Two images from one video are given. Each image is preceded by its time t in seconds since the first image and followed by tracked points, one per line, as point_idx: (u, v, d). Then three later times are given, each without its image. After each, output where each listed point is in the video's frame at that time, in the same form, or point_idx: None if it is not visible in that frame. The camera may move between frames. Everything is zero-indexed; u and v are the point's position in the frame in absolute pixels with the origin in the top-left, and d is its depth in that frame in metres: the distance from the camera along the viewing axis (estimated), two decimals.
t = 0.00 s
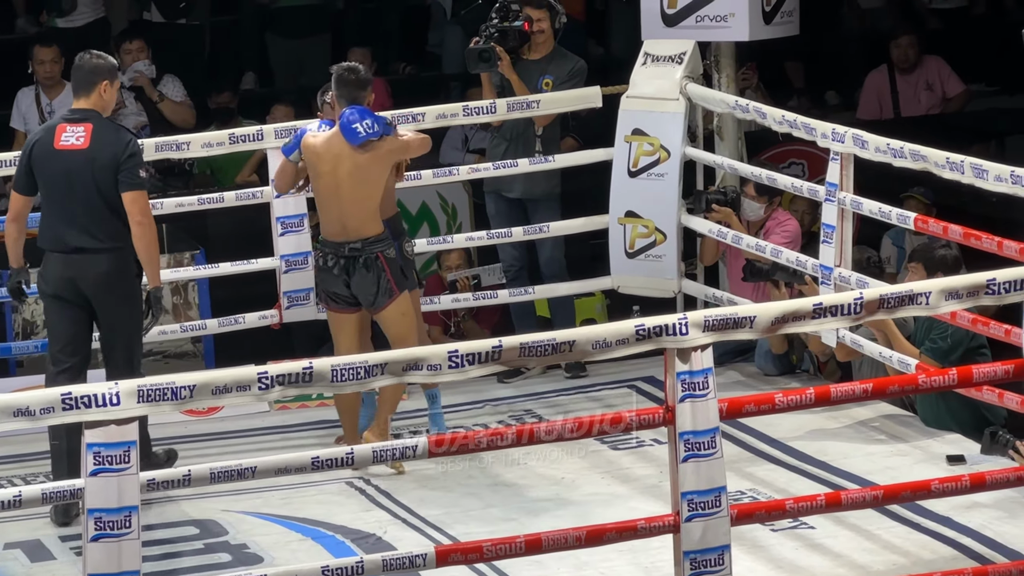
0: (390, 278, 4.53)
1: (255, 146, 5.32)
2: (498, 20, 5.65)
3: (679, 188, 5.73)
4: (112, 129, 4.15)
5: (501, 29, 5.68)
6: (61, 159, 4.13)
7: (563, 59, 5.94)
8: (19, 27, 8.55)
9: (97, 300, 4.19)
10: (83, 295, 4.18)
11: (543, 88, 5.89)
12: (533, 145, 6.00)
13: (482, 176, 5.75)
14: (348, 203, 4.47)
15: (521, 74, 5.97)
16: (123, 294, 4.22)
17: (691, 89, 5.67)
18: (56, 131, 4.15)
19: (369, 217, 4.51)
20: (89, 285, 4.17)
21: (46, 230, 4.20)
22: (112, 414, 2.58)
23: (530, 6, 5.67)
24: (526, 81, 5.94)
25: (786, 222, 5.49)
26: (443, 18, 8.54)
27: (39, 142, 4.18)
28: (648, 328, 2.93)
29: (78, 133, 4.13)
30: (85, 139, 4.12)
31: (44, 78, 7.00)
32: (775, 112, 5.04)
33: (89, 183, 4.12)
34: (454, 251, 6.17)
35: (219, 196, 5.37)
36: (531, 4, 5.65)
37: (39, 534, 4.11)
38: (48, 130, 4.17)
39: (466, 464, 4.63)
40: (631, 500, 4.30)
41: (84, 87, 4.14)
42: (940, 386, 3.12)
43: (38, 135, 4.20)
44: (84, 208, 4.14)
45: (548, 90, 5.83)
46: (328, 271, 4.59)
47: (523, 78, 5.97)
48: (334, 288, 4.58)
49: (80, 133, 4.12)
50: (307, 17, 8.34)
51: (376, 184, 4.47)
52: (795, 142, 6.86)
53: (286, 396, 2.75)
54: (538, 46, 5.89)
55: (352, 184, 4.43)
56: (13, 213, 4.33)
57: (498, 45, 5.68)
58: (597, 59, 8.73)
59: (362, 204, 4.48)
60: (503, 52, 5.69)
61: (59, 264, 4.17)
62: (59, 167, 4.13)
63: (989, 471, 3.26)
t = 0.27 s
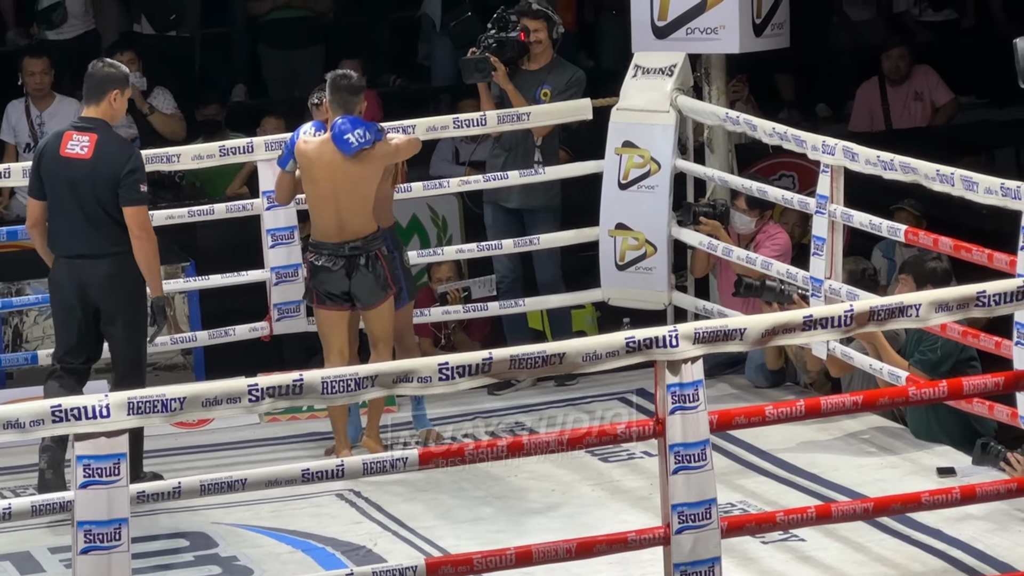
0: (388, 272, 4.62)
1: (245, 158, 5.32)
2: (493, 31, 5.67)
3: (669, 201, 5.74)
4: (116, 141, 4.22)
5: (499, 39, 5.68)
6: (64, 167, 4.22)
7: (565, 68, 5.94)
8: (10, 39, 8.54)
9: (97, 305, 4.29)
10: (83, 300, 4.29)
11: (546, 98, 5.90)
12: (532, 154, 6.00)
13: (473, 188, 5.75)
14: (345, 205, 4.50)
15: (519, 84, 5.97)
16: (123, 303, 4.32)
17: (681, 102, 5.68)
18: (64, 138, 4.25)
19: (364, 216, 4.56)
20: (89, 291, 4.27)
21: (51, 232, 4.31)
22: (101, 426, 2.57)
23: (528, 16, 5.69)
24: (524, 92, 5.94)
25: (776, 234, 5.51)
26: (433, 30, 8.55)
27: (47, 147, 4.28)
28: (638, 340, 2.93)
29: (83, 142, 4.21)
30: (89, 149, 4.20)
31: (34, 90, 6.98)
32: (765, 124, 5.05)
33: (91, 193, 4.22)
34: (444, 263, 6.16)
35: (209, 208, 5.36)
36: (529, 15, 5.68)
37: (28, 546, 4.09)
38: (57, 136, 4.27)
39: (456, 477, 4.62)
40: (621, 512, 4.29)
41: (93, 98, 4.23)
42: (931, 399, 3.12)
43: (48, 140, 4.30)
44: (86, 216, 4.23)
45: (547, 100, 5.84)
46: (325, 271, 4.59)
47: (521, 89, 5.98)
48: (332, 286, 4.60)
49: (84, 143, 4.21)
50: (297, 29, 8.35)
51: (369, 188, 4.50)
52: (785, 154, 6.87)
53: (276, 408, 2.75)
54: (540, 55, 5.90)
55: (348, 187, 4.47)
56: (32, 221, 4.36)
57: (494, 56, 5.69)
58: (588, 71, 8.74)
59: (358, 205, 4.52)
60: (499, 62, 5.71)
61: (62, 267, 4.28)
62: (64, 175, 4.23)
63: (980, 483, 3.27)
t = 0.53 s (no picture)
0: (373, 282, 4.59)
1: (236, 169, 5.30)
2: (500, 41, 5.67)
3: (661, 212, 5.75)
4: (107, 138, 4.37)
5: (504, 50, 5.67)
6: (58, 163, 4.39)
7: (569, 76, 5.93)
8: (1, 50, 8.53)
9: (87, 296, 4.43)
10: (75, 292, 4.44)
11: (548, 108, 5.91)
12: (538, 164, 5.98)
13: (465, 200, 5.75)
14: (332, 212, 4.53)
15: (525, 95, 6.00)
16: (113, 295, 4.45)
17: (673, 112, 5.69)
18: (60, 134, 4.41)
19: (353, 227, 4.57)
20: (79, 283, 4.42)
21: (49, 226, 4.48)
22: (93, 437, 2.56)
23: (532, 26, 5.72)
24: (529, 103, 5.97)
25: (768, 246, 5.51)
26: (423, 41, 8.56)
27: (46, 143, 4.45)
28: (630, 351, 2.91)
29: (76, 138, 4.36)
30: (81, 145, 4.35)
31: (26, 100, 6.97)
32: (757, 135, 5.05)
33: (82, 187, 4.37)
34: (436, 274, 6.16)
35: (201, 218, 5.34)
36: (531, 24, 5.71)
37: (19, 558, 4.08)
38: (55, 132, 4.43)
39: (448, 488, 4.61)
40: (612, 523, 4.28)
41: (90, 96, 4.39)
42: (922, 410, 3.13)
43: (48, 136, 4.47)
44: (78, 211, 4.39)
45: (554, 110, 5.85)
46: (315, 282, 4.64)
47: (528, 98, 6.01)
48: (319, 296, 4.64)
49: (77, 139, 4.36)
50: (290, 40, 8.35)
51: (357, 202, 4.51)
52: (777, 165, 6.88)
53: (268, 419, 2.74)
54: (545, 65, 5.90)
55: (335, 196, 4.49)
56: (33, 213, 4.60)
57: (497, 65, 5.68)
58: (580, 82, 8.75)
59: (344, 215, 4.53)
60: (501, 70, 5.69)
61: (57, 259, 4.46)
62: (58, 170, 4.39)
63: (971, 495, 3.27)
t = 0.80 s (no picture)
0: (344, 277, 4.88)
1: (226, 186, 5.30)
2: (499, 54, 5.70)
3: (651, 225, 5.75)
4: (85, 147, 4.37)
5: (502, 61, 5.70)
6: (43, 168, 4.44)
7: (568, 89, 5.93)
8: None
9: (60, 304, 4.43)
10: (51, 298, 4.45)
11: (547, 120, 5.91)
12: (535, 176, 6.00)
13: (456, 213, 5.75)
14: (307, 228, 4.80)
15: (525, 107, 6.00)
16: (82, 304, 4.43)
17: (663, 125, 5.71)
18: (50, 143, 4.46)
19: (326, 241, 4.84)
20: (53, 290, 4.43)
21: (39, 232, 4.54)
22: (82, 449, 2.54)
23: (531, 38, 5.72)
24: (528, 115, 5.97)
25: (759, 259, 5.53)
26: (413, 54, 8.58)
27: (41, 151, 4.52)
28: (621, 363, 2.91)
29: (61, 146, 4.40)
30: (62, 153, 4.38)
31: (17, 113, 6.96)
32: (747, 148, 5.06)
33: (60, 194, 4.38)
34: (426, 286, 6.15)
35: (190, 233, 5.33)
36: (531, 37, 5.71)
37: (7, 571, 4.05)
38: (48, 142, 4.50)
39: (439, 500, 4.60)
40: (603, 536, 4.27)
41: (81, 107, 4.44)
42: (913, 422, 3.13)
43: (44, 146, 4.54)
44: (56, 218, 4.41)
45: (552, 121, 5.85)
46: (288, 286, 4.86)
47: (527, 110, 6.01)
48: (295, 303, 4.87)
49: (60, 147, 4.39)
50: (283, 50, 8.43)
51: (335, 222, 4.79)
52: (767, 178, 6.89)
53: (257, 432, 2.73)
54: (544, 78, 5.92)
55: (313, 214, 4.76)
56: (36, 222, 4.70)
57: (495, 77, 5.71)
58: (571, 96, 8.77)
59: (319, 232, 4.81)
60: (499, 82, 5.72)
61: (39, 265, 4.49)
62: (43, 177, 4.44)
63: (962, 507, 3.26)
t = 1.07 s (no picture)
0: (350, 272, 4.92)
1: (219, 187, 5.29)
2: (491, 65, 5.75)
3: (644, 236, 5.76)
4: (81, 151, 4.40)
5: (496, 73, 5.73)
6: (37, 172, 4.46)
7: (561, 101, 5.94)
8: None
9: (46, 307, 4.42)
10: (36, 301, 4.43)
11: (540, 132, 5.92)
12: (528, 188, 6.01)
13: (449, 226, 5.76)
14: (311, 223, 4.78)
15: (519, 118, 6.01)
16: (66, 309, 4.42)
17: (655, 136, 5.69)
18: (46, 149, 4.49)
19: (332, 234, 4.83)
20: (41, 292, 4.42)
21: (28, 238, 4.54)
22: (75, 462, 2.53)
23: (523, 52, 5.70)
24: (523, 127, 5.97)
25: (749, 269, 5.54)
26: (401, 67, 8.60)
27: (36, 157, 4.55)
28: (613, 376, 2.91)
29: (56, 151, 4.43)
30: (57, 157, 4.41)
31: (10, 124, 6.95)
32: (740, 159, 5.06)
33: (52, 197, 4.40)
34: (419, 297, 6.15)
35: (183, 247, 5.32)
36: (523, 50, 5.68)
37: None
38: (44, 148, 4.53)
39: (431, 513, 4.59)
40: (596, 548, 4.26)
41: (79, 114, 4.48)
42: (906, 435, 3.13)
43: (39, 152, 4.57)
44: (47, 221, 4.42)
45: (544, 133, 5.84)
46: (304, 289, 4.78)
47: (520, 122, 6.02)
48: (308, 302, 4.79)
49: (56, 151, 4.42)
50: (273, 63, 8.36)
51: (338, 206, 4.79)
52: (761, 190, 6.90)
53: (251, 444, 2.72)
54: (537, 90, 5.93)
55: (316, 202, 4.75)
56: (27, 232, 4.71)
57: (487, 90, 5.73)
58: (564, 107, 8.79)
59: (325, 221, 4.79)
60: (491, 96, 5.75)
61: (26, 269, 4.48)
62: (37, 181, 4.45)
63: (955, 519, 3.27)
